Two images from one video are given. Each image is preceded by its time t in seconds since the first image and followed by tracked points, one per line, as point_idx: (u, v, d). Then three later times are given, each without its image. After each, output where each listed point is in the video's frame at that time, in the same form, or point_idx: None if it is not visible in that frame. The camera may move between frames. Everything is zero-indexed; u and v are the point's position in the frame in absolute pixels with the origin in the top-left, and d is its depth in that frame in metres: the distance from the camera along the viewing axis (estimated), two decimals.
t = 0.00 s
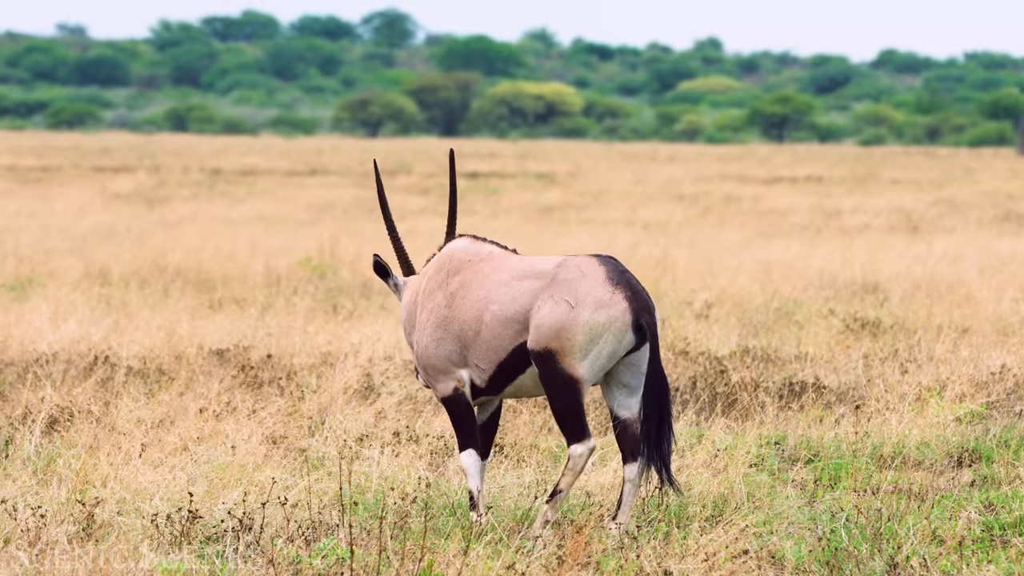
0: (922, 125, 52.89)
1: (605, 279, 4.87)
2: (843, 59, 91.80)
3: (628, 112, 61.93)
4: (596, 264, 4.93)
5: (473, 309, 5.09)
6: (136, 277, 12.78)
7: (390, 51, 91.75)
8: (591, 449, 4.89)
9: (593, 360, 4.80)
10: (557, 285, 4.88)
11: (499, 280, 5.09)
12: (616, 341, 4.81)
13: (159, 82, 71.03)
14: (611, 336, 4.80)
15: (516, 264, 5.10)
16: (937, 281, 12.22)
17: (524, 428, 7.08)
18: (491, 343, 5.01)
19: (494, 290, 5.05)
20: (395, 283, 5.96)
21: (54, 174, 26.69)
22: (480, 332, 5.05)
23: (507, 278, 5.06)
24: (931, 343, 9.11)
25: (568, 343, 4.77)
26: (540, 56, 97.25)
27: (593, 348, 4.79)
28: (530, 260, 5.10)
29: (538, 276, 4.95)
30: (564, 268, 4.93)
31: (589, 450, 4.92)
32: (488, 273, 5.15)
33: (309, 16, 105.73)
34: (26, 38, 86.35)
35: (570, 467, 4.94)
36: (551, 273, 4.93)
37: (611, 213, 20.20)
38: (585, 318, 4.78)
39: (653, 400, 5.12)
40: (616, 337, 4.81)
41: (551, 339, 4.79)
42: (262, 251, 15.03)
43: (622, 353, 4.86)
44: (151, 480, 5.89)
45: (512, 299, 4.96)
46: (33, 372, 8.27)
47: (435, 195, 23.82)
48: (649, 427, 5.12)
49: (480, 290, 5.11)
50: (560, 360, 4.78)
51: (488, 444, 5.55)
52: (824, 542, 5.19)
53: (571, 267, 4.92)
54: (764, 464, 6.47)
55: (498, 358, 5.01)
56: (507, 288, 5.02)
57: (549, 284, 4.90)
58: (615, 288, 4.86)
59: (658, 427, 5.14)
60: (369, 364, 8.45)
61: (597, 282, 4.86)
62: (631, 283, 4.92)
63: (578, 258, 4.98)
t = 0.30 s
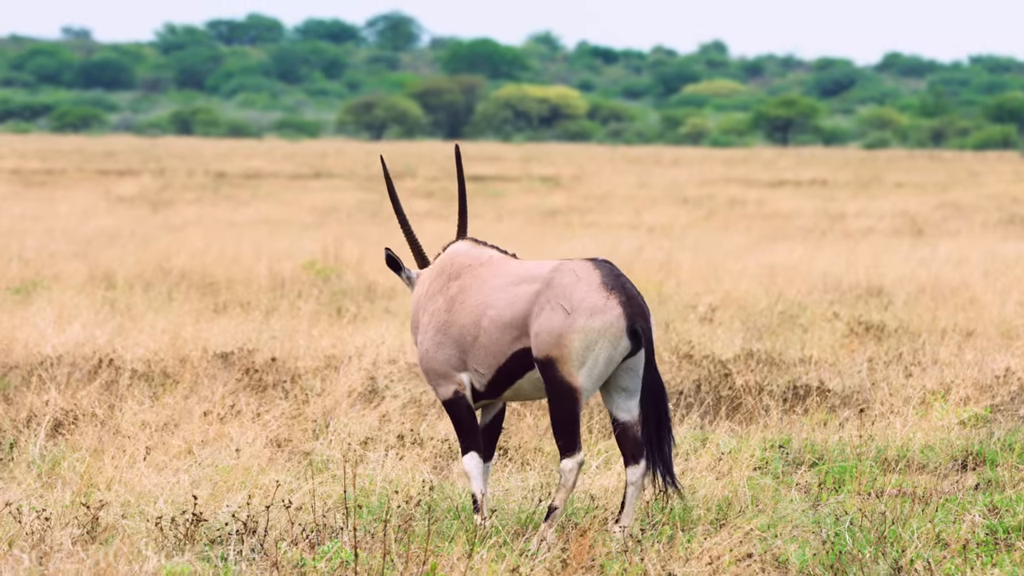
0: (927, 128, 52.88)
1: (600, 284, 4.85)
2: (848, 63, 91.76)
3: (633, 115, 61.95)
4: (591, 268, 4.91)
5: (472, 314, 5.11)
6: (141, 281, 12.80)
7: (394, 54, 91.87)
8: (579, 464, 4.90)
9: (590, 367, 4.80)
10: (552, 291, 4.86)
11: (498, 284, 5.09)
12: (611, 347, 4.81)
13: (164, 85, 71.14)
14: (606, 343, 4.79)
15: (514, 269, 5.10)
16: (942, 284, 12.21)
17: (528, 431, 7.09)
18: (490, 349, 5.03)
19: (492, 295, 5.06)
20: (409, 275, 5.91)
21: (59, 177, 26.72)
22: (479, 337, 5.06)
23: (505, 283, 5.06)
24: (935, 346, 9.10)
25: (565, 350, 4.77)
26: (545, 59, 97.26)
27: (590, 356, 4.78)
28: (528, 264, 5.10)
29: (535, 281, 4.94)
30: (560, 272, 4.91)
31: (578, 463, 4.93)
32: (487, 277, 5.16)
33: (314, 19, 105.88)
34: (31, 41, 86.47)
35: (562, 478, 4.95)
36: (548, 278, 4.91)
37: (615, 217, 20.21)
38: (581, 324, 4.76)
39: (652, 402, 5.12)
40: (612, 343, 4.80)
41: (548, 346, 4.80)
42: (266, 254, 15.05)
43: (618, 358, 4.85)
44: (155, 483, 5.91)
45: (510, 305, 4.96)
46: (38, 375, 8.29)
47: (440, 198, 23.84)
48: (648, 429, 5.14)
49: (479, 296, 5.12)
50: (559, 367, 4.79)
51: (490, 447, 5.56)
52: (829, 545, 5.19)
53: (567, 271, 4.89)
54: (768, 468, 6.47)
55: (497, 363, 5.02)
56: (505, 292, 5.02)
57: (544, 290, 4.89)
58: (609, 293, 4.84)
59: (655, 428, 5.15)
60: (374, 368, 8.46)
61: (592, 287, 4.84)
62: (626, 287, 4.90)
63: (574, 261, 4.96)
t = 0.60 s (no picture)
0: (928, 130, 52.87)
1: (591, 283, 4.83)
2: (849, 65, 91.65)
3: (635, 117, 61.90)
4: (582, 268, 4.89)
5: (466, 317, 5.13)
6: (142, 282, 12.80)
7: (396, 56, 91.92)
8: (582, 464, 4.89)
9: (584, 369, 4.78)
10: (543, 292, 4.86)
11: (491, 288, 5.10)
12: (604, 347, 4.78)
13: (165, 87, 71.16)
14: (598, 343, 4.77)
15: (508, 271, 5.10)
16: (943, 287, 12.20)
17: (529, 433, 7.10)
18: (483, 351, 5.04)
19: (485, 298, 5.07)
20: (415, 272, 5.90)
21: (60, 179, 26.69)
22: (473, 340, 5.08)
23: (498, 286, 5.07)
24: (936, 348, 9.09)
25: (558, 351, 4.76)
26: (546, 61, 97.26)
27: (583, 356, 4.76)
28: (522, 267, 5.10)
29: (527, 283, 4.94)
30: (551, 274, 4.90)
31: (580, 464, 4.92)
32: (481, 281, 5.18)
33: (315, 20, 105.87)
34: (32, 44, 86.37)
35: (564, 480, 4.95)
36: (539, 280, 4.91)
37: (616, 219, 20.21)
38: (573, 325, 4.75)
39: (648, 400, 5.09)
40: (604, 343, 4.77)
41: (541, 348, 4.79)
42: (268, 256, 15.03)
43: (612, 358, 4.82)
44: (156, 485, 5.91)
45: (502, 307, 4.97)
46: (39, 377, 8.28)
47: (441, 200, 23.83)
48: (645, 428, 5.12)
49: (474, 299, 5.13)
50: (553, 368, 4.78)
51: (489, 448, 5.56)
52: (830, 547, 5.19)
53: (557, 272, 4.87)
54: (770, 470, 6.47)
55: (491, 365, 5.03)
56: (498, 295, 5.03)
57: (536, 292, 4.88)
58: (601, 293, 4.81)
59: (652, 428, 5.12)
60: (375, 370, 8.44)
61: (583, 288, 4.82)
62: (618, 287, 4.87)
63: (565, 263, 4.94)
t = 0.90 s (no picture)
0: (928, 132, 52.91)
1: (575, 285, 4.86)
2: (849, 66, 91.74)
3: (635, 120, 61.91)
4: (567, 270, 4.92)
5: (457, 321, 5.14)
6: (142, 284, 12.81)
7: (397, 58, 92.12)
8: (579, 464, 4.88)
9: (572, 369, 4.79)
10: (528, 296, 4.88)
11: (481, 291, 5.13)
12: (591, 346, 4.80)
13: (165, 88, 71.21)
14: (585, 343, 4.79)
15: (497, 275, 5.14)
16: (943, 288, 12.23)
17: (530, 435, 7.10)
18: (473, 355, 5.03)
19: (475, 302, 5.09)
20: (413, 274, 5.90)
21: (60, 180, 26.73)
22: (462, 345, 5.09)
23: (488, 290, 5.10)
24: (936, 350, 9.10)
25: (545, 353, 4.77)
26: (547, 62, 97.40)
27: (571, 357, 4.77)
28: (511, 270, 5.13)
29: (514, 287, 4.96)
30: (537, 276, 4.93)
31: (577, 464, 4.91)
32: (472, 286, 5.21)
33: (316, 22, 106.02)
34: (32, 45, 86.44)
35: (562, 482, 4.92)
36: (525, 282, 4.94)
37: (617, 220, 20.22)
38: (559, 325, 4.76)
39: (637, 402, 5.12)
40: (590, 344, 4.79)
41: (528, 350, 4.80)
42: (268, 258, 15.05)
43: (599, 357, 4.85)
44: (155, 486, 5.91)
45: (490, 311, 4.99)
46: (39, 378, 8.29)
47: (442, 202, 23.84)
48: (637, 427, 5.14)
49: (464, 304, 5.16)
50: (542, 369, 4.78)
51: (488, 450, 5.57)
52: (830, 549, 5.19)
53: (542, 275, 4.90)
54: (770, 471, 6.48)
55: (479, 368, 5.02)
56: (486, 299, 5.06)
57: (521, 294, 4.91)
58: (584, 293, 4.84)
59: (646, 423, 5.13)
60: (375, 371, 8.46)
61: (568, 288, 4.85)
62: (603, 287, 4.91)
63: (550, 265, 4.98)
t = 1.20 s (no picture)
0: (928, 135, 52.92)
1: (560, 285, 4.86)
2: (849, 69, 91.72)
3: (635, 123, 61.91)
4: (552, 272, 4.92)
5: (449, 329, 5.20)
6: (142, 287, 12.81)
7: (397, 61, 92.12)
8: (575, 464, 4.89)
9: (560, 371, 4.80)
10: (515, 300, 4.90)
11: (471, 296, 5.16)
12: (577, 346, 4.80)
13: (165, 91, 71.16)
14: (571, 343, 4.79)
15: (486, 279, 5.17)
16: (943, 291, 12.23)
17: (529, 437, 7.12)
18: (465, 361, 5.10)
19: (465, 308, 5.14)
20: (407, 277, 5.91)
21: (60, 183, 26.73)
22: (455, 351, 5.15)
23: (476, 295, 5.13)
24: (936, 353, 9.11)
25: (534, 356, 4.79)
26: (547, 66, 97.42)
27: (558, 358, 4.78)
28: (499, 274, 5.16)
29: (501, 291, 5.00)
30: (524, 279, 4.95)
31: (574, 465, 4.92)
32: (461, 291, 5.24)
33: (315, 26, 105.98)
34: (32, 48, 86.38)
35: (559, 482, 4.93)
36: (512, 286, 4.97)
37: (616, 223, 20.22)
38: (545, 327, 4.78)
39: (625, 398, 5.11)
40: (576, 343, 4.79)
41: (517, 354, 4.83)
42: (268, 260, 15.05)
43: (587, 357, 4.85)
44: (155, 489, 5.91)
45: (480, 317, 5.04)
46: (38, 381, 8.28)
47: (442, 205, 23.85)
48: (628, 427, 5.12)
49: (454, 310, 5.20)
50: (532, 373, 4.80)
51: (485, 455, 5.60)
52: (829, 552, 5.19)
53: (528, 278, 4.92)
54: (770, 474, 6.48)
55: (472, 374, 5.07)
56: (475, 305, 5.10)
57: (508, 297, 4.94)
58: (570, 294, 4.84)
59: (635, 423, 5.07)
60: (375, 374, 8.45)
61: (553, 290, 4.85)
62: (588, 287, 4.91)
63: (535, 268, 4.99)
